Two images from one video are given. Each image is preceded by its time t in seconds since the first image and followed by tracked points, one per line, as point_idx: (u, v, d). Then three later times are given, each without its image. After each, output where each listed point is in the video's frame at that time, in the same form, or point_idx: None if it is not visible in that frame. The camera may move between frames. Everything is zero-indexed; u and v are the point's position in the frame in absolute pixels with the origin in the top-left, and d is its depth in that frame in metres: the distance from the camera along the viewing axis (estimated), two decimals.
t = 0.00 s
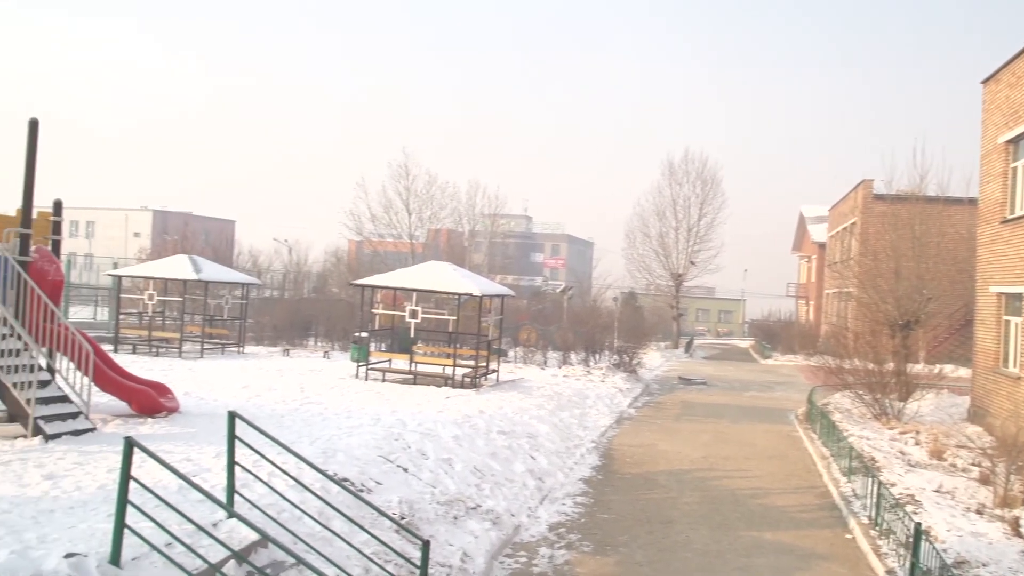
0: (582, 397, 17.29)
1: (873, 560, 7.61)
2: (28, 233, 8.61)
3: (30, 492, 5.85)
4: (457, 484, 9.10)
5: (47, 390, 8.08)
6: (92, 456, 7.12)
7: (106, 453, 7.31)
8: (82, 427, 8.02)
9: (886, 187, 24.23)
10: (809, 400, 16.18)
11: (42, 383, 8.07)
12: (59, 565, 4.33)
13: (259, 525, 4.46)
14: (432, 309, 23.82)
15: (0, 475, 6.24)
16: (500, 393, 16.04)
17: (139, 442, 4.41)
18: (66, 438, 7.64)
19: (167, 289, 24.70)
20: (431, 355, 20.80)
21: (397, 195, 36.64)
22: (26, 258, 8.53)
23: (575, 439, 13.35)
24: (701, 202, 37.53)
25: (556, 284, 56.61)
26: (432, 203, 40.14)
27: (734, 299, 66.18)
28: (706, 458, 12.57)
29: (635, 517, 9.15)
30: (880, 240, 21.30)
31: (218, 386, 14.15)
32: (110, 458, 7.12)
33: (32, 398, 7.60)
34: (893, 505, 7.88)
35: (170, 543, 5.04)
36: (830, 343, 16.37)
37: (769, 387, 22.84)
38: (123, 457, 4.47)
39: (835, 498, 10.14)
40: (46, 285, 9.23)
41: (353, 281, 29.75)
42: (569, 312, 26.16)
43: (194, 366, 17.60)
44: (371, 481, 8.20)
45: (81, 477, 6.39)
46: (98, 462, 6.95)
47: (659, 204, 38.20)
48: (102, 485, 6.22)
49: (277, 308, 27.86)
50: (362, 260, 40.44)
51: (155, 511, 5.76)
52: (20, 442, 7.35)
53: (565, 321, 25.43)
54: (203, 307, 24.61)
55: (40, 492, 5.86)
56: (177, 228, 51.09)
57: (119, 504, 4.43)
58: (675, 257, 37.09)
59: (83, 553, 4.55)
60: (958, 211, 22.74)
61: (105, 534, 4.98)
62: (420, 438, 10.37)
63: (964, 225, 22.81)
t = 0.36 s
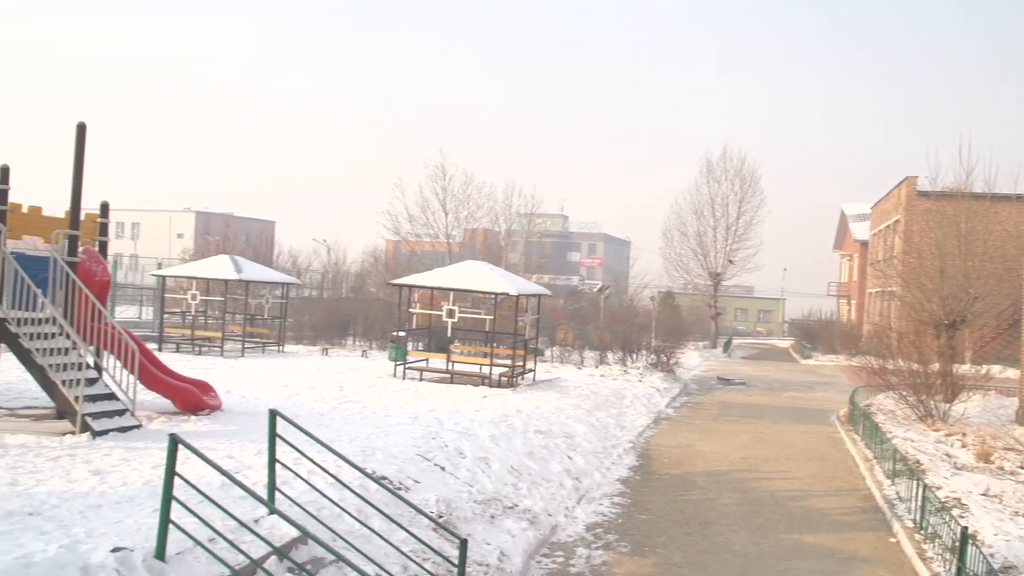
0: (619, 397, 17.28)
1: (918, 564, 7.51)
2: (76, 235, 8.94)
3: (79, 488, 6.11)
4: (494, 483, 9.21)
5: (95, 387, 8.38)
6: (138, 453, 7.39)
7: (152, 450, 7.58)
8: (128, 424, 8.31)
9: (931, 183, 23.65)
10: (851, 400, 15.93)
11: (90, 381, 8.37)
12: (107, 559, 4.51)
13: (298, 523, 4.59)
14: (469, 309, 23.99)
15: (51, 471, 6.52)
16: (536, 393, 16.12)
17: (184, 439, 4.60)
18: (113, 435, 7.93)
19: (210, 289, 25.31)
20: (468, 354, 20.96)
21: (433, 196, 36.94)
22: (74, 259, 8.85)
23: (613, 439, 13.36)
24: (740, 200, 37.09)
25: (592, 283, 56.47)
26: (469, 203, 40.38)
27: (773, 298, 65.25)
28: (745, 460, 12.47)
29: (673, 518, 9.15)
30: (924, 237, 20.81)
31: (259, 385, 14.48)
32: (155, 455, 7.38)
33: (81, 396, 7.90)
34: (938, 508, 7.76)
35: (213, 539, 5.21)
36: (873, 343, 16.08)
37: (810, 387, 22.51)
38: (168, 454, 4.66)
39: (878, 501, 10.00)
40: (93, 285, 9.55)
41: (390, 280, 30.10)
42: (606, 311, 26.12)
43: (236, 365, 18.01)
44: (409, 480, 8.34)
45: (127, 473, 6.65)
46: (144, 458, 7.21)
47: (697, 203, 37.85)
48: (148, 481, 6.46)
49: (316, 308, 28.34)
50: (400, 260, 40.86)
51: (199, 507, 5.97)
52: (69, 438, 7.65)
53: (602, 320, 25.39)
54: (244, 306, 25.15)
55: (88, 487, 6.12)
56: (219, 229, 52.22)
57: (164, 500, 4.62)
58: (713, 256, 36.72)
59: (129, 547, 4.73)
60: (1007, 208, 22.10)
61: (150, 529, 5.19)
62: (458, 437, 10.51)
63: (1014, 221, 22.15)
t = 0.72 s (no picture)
0: (654, 400, 17.23)
1: (962, 572, 7.40)
2: (120, 239, 9.23)
3: (122, 487, 6.35)
4: (529, 486, 9.30)
5: (138, 388, 8.66)
6: (180, 453, 7.64)
7: (192, 450, 7.82)
8: (169, 425, 8.57)
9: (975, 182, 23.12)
10: (892, 405, 15.67)
11: (133, 383, 8.65)
12: (149, 557, 4.70)
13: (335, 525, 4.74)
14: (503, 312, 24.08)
15: (97, 470, 6.79)
16: (571, 396, 16.17)
17: (223, 440, 4.79)
18: (155, 436, 8.20)
19: (248, 292, 25.82)
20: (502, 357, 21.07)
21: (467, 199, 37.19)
22: (118, 263, 9.17)
23: (648, 443, 13.34)
24: (777, 202, 36.63)
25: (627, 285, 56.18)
26: (503, 206, 40.52)
27: (811, 301, 64.26)
28: (783, 464, 12.36)
29: (710, 523, 9.13)
30: (968, 238, 20.33)
31: (297, 387, 14.77)
32: (196, 455, 7.62)
33: (125, 397, 8.18)
34: (983, 515, 7.64)
35: (253, 538, 5.38)
36: (915, 346, 15.79)
37: (850, 391, 22.16)
38: (208, 454, 4.86)
39: (920, 507, 9.84)
40: (136, 287, 9.88)
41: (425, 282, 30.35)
42: (641, 314, 26.02)
43: (274, 367, 18.38)
44: (444, 482, 8.48)
45: (168, 473, 6.89)
46: (185, 459, 7.45)
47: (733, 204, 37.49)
48: (188, 480, 6.69)
49: (353, 310, 28.73)
50: (435, 263, 41.19)
51: (238, 507, 6.17)
52: (113, 438, 7.93)
53: (637, 323, 25.32)
54: (281, 309, 25.60)
55: (132, 486, 6.36)
56: (257, 232, 53.24)
57: (204, 499, 4.81)
58: (750, 258, 36.34)
59: (170, 546, 4.91)
60: None
61: (191, 528, 5.38)
62: (492, 439, 10.62)
63: None
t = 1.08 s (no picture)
0: (687, 405, 17.17)
1: None
2: (157, 246, 9.54)
3: (159, 488, 6.57)
4: (560, 491, 9.37)
5: (175, 391, 8.92)
6: (215, 456, 7.86)
7: (228, 453, 8.04)
8: (205, 427, 8.80)
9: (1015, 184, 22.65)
10: (930, 411, 15.44)
11: (170, 386, 8.92)
12: (186, 559, 4.87)
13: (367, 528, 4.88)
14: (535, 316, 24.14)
15: (135, 472, 7.03)
16: (602, 401, 16.20)
17: (258, 445, 4.94)
18: (192, 438, 8.44)
19: (282, 297, 26.24)
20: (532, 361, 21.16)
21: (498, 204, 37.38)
22: (155, 269, 9.46)
23: (680, 448, 13.32)
24: (810, 205, 36.20)
25: (659, 289, 55.92)
26: (534, 210, 40.62)
27: (846, 305, 63.28)
28: (818, 471, 12.25)
29: (744, 529, 9.10)
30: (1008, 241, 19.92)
31: (331, 391, 15.02)
32: (231, 458, 7.83)
33: (162, 400, 8.44)
34: None
35: (287, 541, 5.54)
36: (954, 351, 15.53)
37: (887, 396, 21.82)
38: (243, 459, 5.01)
39: (960, 515, 9.70)
40: (172, 292, 10.17)
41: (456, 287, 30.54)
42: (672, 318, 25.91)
43: (307, 371, 18.68)
44: (475, 486, 8.59)
45: (204, 475, 7.10)
46: (220, 461, 7.67)
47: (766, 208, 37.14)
48: (223, 483, 6.88)
49: (384, 315, 29.04)
50: (466, 267, 41.46)
51: (272, 509, 6.34)
52: (151, 441, 8.18)
53: (669, 327, 25.22)
54: (314, 313, 25.98)
55: (169, 488, 6.58)
56: (290, 237, 54.03)
57: (239, 501, 4.97)
58: (783, 262, 35.94)
59: (206, 548, 5.08)
60: None
61: (226, 530, 5.56)
62: (523, 444, 10.72)
63: None
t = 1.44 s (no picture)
0: (720, 409, 17.03)
1: None
2: (193, 250, 9.82)
3: (196, 488, 6.77)
4: (592, 494, 9.39)
5: (211, 393, 9.15)
6: (251, 457, 8.05)
7: (263, 454, 8.22)
8: (241, 429, 9.00)
9: None
10: (971, 416, 15.10)
11: (207, 388, 9.14)
12: (222, 558, 5.01)
13: (399, 530, 4.97)
14: (566, 319, 24.12)
15: (173, 472, 7.23)
16: (634, 404, 16.15)
17: (293, 445, 5.08)
18: (228, 439, 8.64)
19: (315, 300, 26.59)
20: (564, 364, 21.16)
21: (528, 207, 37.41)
22: (192, 273, 9.72)
23: (714, 452, 13.23)
24: (846, 206, 35.60)
25: (691, 292, 55.43)
26: (565, 213, 40.60)
27: (884, 307, 62.07)
28: (855, 476, 12.06)
29: (779, 535, 9.02)
30: None
31: (364, 393, 15.21)
32: (267, 459, 8.01)
33: (199, 401, 8.65)
34: None
35: (321, 541, 5.66)
36: (996, 354, 15.17)
37: (927, 401, 21.37)
38: (279, 459, 5.15)
39: (1002, 522, 9.49)
40: (209, 295, 10.43)
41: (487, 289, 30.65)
42: (705, 321, 25.70)
43: (341, 373, 18.93)
44: (507, 489, 8.65)
45: (240, 476, 7.28)
46: (256, 462, 7.85)
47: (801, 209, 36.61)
48: (259, 484, 7.05)
49: (416, 318, 29.28)
50: (497, 270, 41.59)
51: (306, 510, 6.49)
52: (188, 442, 8.40)
53: (702, 330, 25.01)
54: (347, 316, 26.30)
55: (206, 488, 6.76)
56: (324, 241, 54.75)
57: (274, 501, 5.11)
58: (818, 264, 35.40)
59: (243, 548, 5.22)
60: None
61: (261, 530, 5.70)
62: (555, 447, 10.76)
63: None
